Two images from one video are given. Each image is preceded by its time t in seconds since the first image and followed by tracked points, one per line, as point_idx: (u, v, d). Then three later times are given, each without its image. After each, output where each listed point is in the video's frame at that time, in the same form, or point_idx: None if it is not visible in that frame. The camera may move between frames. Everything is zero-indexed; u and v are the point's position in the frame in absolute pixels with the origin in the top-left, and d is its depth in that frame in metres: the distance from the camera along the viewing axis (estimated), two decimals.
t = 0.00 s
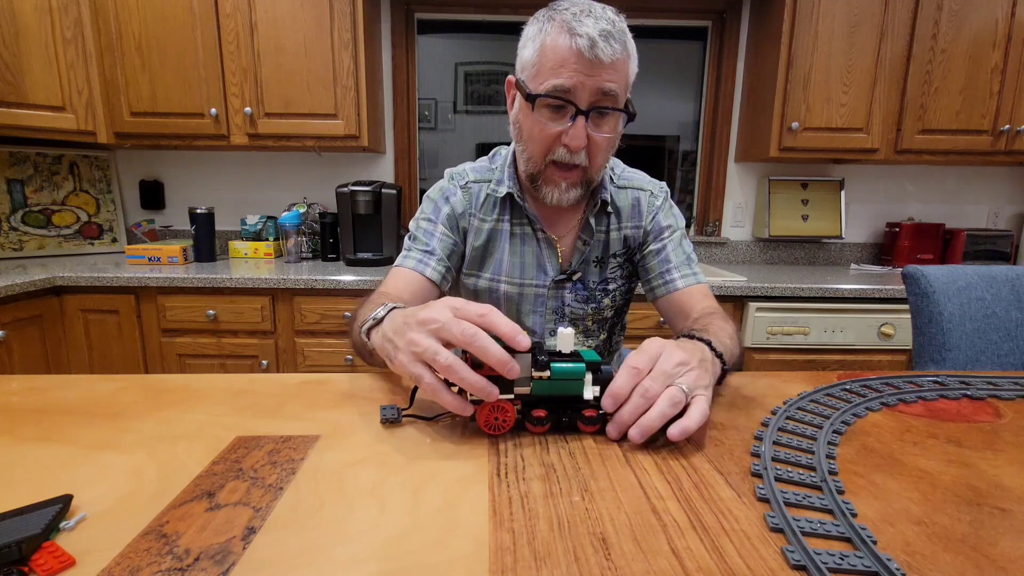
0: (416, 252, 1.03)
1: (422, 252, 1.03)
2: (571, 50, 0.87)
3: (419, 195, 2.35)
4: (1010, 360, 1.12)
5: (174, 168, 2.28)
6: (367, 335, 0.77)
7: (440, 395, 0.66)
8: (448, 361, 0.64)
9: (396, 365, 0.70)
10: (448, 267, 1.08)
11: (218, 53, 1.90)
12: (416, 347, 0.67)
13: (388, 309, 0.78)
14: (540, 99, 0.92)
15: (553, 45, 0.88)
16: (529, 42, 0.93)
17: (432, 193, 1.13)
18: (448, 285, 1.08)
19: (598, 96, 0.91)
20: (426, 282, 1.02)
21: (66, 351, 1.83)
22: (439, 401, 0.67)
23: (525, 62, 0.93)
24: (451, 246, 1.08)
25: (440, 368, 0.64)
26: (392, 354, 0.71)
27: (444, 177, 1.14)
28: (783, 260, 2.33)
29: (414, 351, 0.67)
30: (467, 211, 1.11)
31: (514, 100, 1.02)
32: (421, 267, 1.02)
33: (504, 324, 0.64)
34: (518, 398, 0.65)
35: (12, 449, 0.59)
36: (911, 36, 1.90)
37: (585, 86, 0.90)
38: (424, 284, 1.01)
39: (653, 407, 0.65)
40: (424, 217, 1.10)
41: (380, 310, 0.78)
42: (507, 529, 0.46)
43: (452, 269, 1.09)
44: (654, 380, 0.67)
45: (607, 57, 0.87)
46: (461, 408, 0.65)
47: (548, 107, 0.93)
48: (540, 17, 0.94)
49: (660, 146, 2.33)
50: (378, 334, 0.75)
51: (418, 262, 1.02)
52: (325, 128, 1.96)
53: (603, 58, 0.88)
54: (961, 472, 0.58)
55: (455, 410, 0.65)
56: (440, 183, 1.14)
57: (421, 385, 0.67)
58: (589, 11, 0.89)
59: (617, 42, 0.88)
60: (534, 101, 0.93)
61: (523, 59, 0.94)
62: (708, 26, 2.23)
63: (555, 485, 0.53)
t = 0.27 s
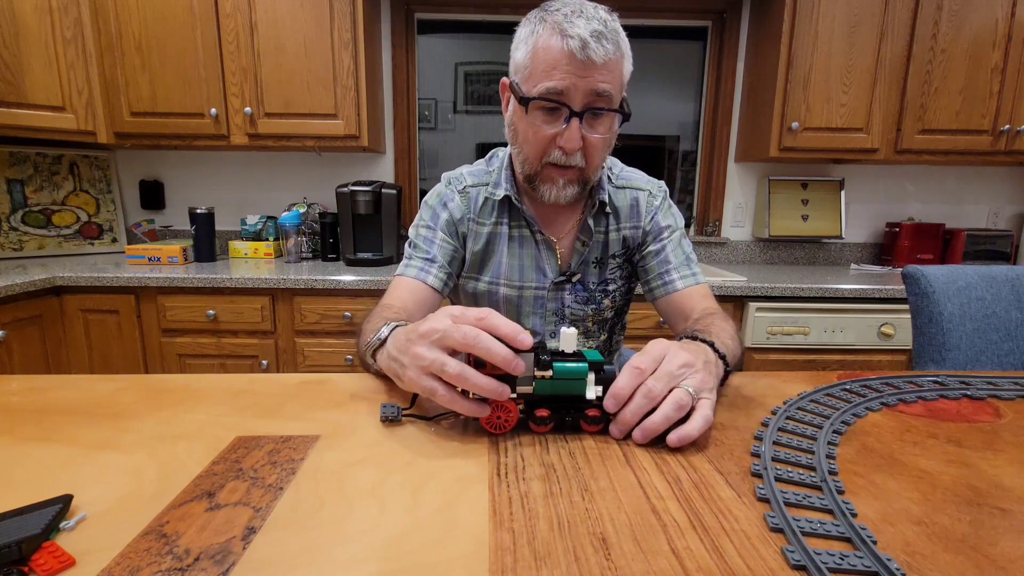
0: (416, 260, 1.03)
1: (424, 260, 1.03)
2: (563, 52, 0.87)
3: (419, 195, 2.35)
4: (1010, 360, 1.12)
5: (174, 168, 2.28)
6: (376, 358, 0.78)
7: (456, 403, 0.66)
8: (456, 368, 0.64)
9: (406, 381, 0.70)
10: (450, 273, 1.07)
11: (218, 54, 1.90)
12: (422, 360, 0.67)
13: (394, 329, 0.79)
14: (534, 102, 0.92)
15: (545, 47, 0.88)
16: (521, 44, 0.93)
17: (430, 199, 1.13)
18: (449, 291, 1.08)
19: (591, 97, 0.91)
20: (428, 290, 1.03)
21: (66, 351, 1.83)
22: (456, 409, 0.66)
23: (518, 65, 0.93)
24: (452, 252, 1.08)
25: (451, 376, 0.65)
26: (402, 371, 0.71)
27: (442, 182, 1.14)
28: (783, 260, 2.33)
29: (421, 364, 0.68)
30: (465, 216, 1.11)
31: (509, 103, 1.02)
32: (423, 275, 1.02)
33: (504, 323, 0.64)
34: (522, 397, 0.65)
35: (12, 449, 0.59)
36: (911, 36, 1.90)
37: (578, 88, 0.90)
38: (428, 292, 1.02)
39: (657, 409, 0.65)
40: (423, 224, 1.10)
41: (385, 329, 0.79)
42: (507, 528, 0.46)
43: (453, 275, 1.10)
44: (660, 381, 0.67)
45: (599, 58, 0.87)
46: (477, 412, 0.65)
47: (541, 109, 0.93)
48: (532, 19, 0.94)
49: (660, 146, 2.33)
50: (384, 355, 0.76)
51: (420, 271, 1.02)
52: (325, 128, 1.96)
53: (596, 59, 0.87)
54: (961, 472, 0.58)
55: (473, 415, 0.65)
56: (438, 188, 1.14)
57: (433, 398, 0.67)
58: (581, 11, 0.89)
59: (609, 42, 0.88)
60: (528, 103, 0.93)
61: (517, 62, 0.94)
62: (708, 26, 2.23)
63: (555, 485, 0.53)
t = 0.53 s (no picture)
0: (414, 260, 1.03)
1: (421, 260, 1.04)
2: (553, 54, 0.87)
3: (419, 195, 2.35)
4: (1010, 360, 1.12)
5: (174, 168, 2.28)
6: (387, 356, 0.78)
7: (476, 402, 0.66)
8: (479, 367, 0.65)
9: (425, 379, 0.70)
10: (446, 274, 1.08)
11: (218, 54, 1.90)
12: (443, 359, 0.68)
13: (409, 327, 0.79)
14: (525, 104, 0.93)
15: (535, 49, 0.88)
16: (512, 46, 0.93)
17: (427, 199, 1.12)
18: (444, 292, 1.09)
19: (582, 98, 0.91)
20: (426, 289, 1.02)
21: (66, 351, 1.83)
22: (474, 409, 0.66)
23: (509, 67, 0.93)
24: (449, 252, 1.08)
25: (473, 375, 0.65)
26: (420, 369, 0.71)
27: (438, 182, 1.13)
28: (783, 260, 2.33)
29: (443, 363, 0.67)
30: (461, 217, 1.10)
31: (502, 105, 1.02)
32: (420, 275, 1.02)
33: (528, 322, 0.65)
34: (543, 397, 0.66)
35: (12, 449, 0.59)
36: (911, 36, 1.90)
37: (569, 89, 0.90)
38: (425, 291, 1.01)
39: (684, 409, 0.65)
40: (420, 224, 1.10)
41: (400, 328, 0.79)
42: (506, 528, 0.46)
43: (449, 275, 1.10)
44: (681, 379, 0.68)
45: (589, 59, 0.87)
46: (498, 411, 0.65)
47: (533, 111, 0.93)
48: (522, 20, 0.94)
49: (660, 146, 2.33)
50: (399, 354, 0.75)
51: (417, 269, 1.02)
52: (325, 128, 1.96)
53: (586, 60, 0.87)
54: (961, 472, 0.58)
55: (492, 413, 0.65)
56: (435, 188, 1.14)
57: (454, 396, 0.67)
58: (570, 12, 0.89)
59: (599, 42, 0.88)
60: (520, 106, 0.93)
61: (507, 64, 0.94)
62: (708, 26, 2.23)
63: (555, 485, 0.53)
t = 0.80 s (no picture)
0: (411, 261, 1.03)
1: (418, 260, 1.04)
2: (544, 52, 0.87)
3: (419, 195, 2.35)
4: (1010, 360, 1.12)
5: (174, 168, 2.28)
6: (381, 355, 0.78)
7: (461, 402, 0.66)
8: (463, 367, 0.65)
9: (412, 378, 0.70)
10: (444, 274, 1.08)
11: (218, 54, 1.90)
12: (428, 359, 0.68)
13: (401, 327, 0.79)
14: (518, 105, 0.93)
15: (527, 48, 0.88)
16: (504, 46, 0.93)
17: (423, 200, 1.12)
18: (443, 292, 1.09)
19: (575, 96, 0.91)
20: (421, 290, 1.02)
21: (66, 351, 1.83)
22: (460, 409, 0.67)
23: (503, 68, 0.94)
24: (446, 253, 1.09)
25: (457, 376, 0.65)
26: (407, 368, 0.71)
27: (435, 183, 1.13)
28: (783, 260, 2.33)
29: (428, 363, 0.68)
30: (459, 218, 1.11)
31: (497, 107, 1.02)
32: (418, 276, 1.02)
33: (511, 323, 0.64)
34: (533, 397, 0.66)
35: (12, 449, 0.59)
36: (911, 36, 1.90)
37: (561, 87, 0.90)
38: (421, 293, 1.01)
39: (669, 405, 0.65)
40: (417, 225, 1.09)
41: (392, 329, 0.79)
42: (507, 529, 0.46)
43: (447, 276, 1.10)
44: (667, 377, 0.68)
45: (581, 56, 0.87)
46: (482, 411, 0.65)
47: (527, 111, 0.93)
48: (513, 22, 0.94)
49: (660, 146, 2.33)
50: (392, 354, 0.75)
51: (414, 271, 1.02)
52: (325, 128, 1.96)
53: (577, 57, 0.87)
54: (961, 472, 0.58)
55: (477, 413, 0.65)
56: (432, 190, 1.14)
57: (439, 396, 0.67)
58: (561, 10, 0.89)
59: (590, 39, 0.88)
60: (513, 106, 0.94)
61: (501, 66, 0.95)
62: (708, 26, 2.24)
63: (555, 485, 0.53)
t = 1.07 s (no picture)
0: (410, 260, 1.03)
1: (417, 260, 1.04)
2: (541, 52, 0.87)
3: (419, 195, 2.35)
4: (1010, 360, 1.12)
5: (174, 168, 2.28)
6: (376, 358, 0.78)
7: (460, 405, 0.66)
8: (463, 372, 0.64)
9: (410, 382, 0.69)
10: (443, 274, 1.08)
11: (218, 53, 1.90)
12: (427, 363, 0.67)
13: (396, 328, 0.78)
14: (517, 106, 0.93)
15: (524, 49, 0.88)
16: (501, 48, 0.93)
17: (423, 201, 1.13)
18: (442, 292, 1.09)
19: (574, 96, 0.91)
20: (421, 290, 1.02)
21: (66, 351, 1.83)
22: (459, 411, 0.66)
23: (500, 70, 0.94)
24: (445, 253, 1.09)
25: (457, 380, 0.65)
26: (405, 373, 0.70)
27: (434, 184, 1.14)
28: (783, 260, 2.33)
29: (426, 367, 0.67)
30: (458, 219, 1.11)
31: (495, 109, 1.02)
32: (417, 275, 1.02)
33: (509, 325, 0.63)
34: (529, 396, 0.66)
35: (11, 450, 0.59)
36: (911, 36, 1.90)
37: (559, 88, 0.90)
38: (420, 291, 1.01)
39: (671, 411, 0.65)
40: (416, 225, 1.10)
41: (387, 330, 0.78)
42: (507, 528, 0.46)
43: (447, 276, 1.10)
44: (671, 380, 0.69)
45: (578, 56, 0.87)
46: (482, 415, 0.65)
47: (525, 112, 0.93)
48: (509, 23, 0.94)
49: (660, 146, 2.33)
50: (387, 357, 0.75)
51: (413, 270, 1.02)
52: (325, 128, 1.96)
53: (574, 57, 0.87)
54: (961, 472, 0.58)
55: (476, 416, 0.65)
56: (431, 191, 1.14)
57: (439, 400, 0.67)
58: (557, 11, 0.89)
59: (587, 39, 0.88)
60: (512, 108, 0.94)
61: (498, 67, 0.95)
62: (708, 27, 2.24)
63: (555, 485, 0.53)
